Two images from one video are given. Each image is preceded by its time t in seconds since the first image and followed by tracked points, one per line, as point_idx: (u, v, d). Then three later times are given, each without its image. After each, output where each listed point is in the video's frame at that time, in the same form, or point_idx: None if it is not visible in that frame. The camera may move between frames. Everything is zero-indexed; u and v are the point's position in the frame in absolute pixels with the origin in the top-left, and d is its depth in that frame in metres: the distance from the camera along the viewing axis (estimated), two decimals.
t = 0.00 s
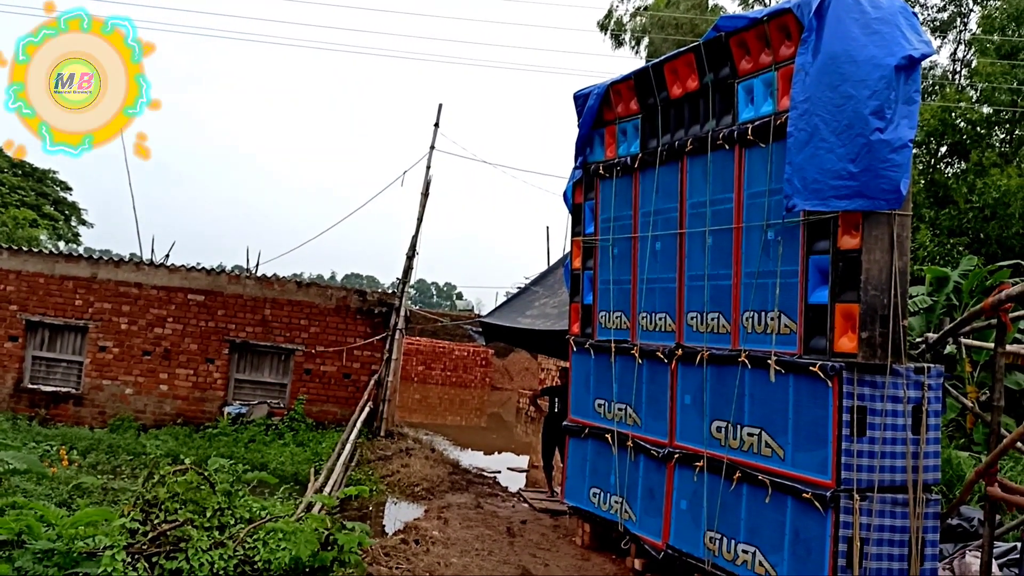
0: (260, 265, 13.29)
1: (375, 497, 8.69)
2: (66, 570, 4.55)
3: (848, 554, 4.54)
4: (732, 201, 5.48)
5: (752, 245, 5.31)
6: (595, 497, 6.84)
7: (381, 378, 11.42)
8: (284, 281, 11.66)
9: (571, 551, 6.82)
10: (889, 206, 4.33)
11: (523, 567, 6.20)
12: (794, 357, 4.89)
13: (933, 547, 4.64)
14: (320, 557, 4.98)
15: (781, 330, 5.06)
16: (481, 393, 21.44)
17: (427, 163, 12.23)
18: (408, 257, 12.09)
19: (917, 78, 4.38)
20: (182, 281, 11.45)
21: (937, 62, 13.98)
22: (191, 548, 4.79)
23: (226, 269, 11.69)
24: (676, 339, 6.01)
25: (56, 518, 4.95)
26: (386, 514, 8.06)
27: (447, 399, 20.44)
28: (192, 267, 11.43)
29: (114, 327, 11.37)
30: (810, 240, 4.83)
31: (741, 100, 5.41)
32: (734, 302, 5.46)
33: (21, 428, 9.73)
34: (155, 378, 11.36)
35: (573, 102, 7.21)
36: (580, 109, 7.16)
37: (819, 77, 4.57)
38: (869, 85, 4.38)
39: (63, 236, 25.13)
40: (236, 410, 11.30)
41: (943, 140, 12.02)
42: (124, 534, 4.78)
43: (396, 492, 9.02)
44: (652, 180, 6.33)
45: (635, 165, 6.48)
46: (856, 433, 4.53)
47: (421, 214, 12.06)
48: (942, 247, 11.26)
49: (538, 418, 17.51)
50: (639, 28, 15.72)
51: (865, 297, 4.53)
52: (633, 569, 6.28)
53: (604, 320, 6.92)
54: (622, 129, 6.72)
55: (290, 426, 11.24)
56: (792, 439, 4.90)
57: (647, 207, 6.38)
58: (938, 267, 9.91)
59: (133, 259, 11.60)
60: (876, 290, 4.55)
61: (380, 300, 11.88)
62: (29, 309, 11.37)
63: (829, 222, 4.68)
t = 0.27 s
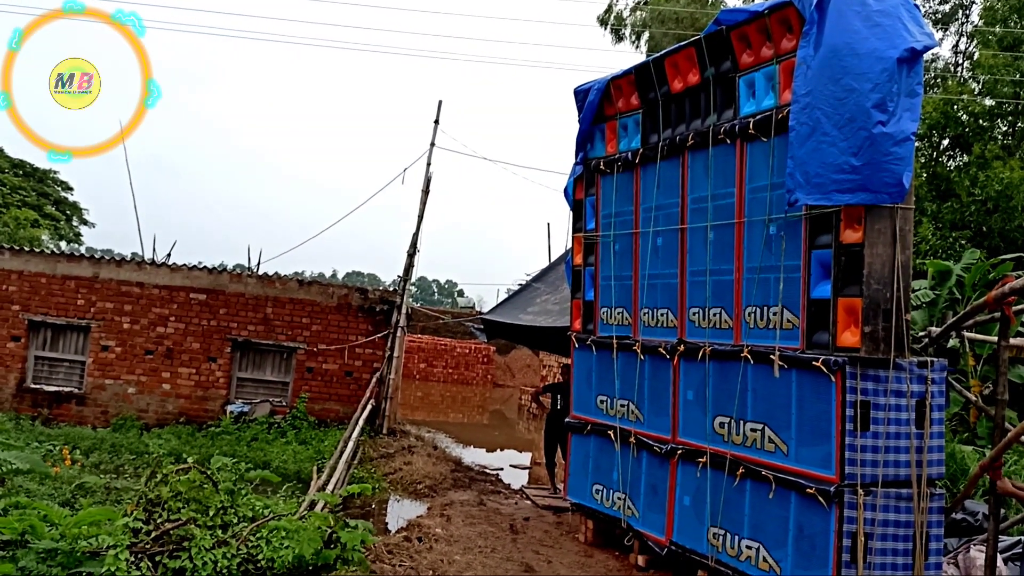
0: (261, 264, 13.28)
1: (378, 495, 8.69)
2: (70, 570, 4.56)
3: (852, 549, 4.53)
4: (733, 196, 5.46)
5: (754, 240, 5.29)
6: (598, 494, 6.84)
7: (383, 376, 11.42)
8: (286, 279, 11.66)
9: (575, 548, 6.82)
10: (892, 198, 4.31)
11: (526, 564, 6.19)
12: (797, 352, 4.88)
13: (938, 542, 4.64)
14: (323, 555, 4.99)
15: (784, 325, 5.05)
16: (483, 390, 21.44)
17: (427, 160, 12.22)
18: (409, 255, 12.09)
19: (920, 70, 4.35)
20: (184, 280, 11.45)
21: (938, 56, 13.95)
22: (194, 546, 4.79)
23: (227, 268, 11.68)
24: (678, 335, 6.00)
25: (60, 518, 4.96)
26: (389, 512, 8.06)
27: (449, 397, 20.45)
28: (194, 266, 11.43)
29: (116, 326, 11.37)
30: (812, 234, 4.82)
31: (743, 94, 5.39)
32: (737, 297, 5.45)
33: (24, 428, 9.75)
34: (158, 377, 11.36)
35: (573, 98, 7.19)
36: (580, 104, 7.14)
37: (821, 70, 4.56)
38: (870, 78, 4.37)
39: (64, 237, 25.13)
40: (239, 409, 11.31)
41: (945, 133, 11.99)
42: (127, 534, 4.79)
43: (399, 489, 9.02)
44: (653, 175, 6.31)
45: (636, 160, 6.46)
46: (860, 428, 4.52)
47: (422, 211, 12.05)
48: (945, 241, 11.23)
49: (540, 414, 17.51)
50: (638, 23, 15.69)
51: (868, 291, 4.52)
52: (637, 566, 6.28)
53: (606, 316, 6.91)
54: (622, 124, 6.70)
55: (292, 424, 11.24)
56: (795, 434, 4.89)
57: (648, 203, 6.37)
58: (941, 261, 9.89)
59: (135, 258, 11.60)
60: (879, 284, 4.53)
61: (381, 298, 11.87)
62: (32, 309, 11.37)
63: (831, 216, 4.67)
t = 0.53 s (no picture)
0: (261, 264, 13.28)
1: (378, 495, 8.70)
2: (70, 571, 4.57)
3: (852, 548, 4.54)
4: (732, 195, 5.47)
5: (753, 239, 5.30)
6: (598, 493, 6.85)
7: (382, 375, 11.42)
8: (285, 279, 11.66)
9: (574, 547, 6.83)
10: (891, 197, 4.34)
11: (526, 563, 6.20)
12: (796, 351, 4.89)
13: (938, 540, 4.65)
14: (323, 556, 5.01)
15: (783, 324, 5.06)
16: (483, 389, 21.45)
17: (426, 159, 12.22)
18: (408, 254, 12.09)
19: (919, 69, 4.36)
20: (183, 280, 11.45)
21: (937, 53, 13.97)
22: (194, 547, 4.80)
23: (226, 268, 11.68)
24: (677, 334, 6.01)
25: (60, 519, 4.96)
26: (389, 512, 8.07)
27: (448, 396, 20.48)
28: (193, 266, 11.43)
29: (116, 327, 11.37)
30: (811, 233, 4.83)
31: (741, 92, 5.40)
32: (736, 296, 5.46)
33: (24, 429, 9.75)
34: (158, 377, 11.37)
35: (572, 97, 7.20)
36: (579, 103, 7.15)
37: (819, 69, 4.56)
38: (869, 76, 4.37)
39: (63, 238, 25.11)
40: (238, 409, 11.31)
41: (943, 131, 12.00)
42: (127, 535, 4.80)
43: (399, 489, 9.03)
44: (651, 174, 6.32)
45: (634, 159, 6.47)
46: (860, 426, 4.53)
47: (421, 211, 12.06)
48: (944, 239, 11.23)
49: (539, 413, 17.53)
50: (637, 21, 15.69)
51: (867, 289, 4.53)
52: (637, 564, 6.29)
53: (605, 315, 6.92)
54: (621, 123, 6.71)
55: (292, 424, 11.25)
56: (795, 433, 4.90)
57: (647, 202, 6.38)
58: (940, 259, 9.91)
59: (134, 259, 11.60)
60: (878, 282, 4.54)
61: (380, 297, 11.88)
62: (32, 310, 11.38)
63: (830, 214, 4.68)
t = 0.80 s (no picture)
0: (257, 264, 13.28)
1: (375, 494, 8.71)
2: (67, 571, 4.58)
3: (847, 545, 4.56)
4: (727, 193, 5.49)
5: (747, 237, 5.32)
6: (594, 491, 6.87)
7: (379, 375, 11.43)
8: (281, 279, 11.66)
9: (571, 545, 6.85)
10: (885, 195, 4.35)
11: (523, 562, 6.22)
12: (790, 349, 4.91)
13: (933, 537, 4.68)
14: (319, 555, 5.03)
15: (777, 322, 5.08)
16: (480, 388, 21.47)
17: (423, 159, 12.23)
18: (405, 253, 12.10)
19: (912, 68, 4.38)
20: (179, 280, 11.45)
21: (931, 51, 14.02)
22: (191, 547, 4.82)
23: (223, 268, 11.68)
24: (672, 332, 6.03)
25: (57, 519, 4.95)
26: (386, 511, 8.08)
27: (445, 395, 20.49)
28: (189, 267, 11.43)
29: (112, 327, 11.36)
30: (805, 231, 4.85)
31: (735, 92, 5.42)
32: (730, 294, 5.48)
33: (21, 430, 9.74)
34: (154, 378, 11.36)
35: (567, 96, 7.21)
36: (574, 103, 7.16)
37: (813, 68, 4.58)
38: (862, 75, 4.40)
39: (59, 238, 25.07)
40: (235, 409, 11.31)
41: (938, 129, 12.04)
42: (124, 534, 4.81)
43: (396, 488, 9.05)
44: (646, 173, 6.34)
45: (629, 158, 6.48)
46: (854, 423, 4.55)
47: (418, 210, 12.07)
48: (939, 236, 11.27)
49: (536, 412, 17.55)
50: (633, 20, 15.71)
51: (861, 287, 4.55)
52: (633, 562, 6.31)
53: (601, 314, 6.93)
54: (616, 122, 6.73)
55: (288, 424, 11.26)
56: (789, 430, 4.92)
57: (642, 200, 6.39)
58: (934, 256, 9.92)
59: (130, 259, 11.59)
60: (872, 280, 4.57)
61: (377, 297, 11.89)
62: (28, 311, 11.36)
63: (824, 212, 4.70)
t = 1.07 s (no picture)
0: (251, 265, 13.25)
1: (371, 495, 8.70)
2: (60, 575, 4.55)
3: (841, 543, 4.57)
4: (720, 192, 5.50)
5: (741, 236, 5.33)
6: (590, 491, 6.87)
7: (374, 376, 11.41)
8: (275, 280, 11.63)
9: (566, 545, 6.84)
10: (878, 193, 4.35)
11: (518, 562, 6.21)
12: (784, 347, 4.91)
13: (927, 534, 4.69)
14: (314, 556, 5.00)
15: (771, 320, 5.08)
16: (475, 388, 21.44)
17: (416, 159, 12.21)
18: (399, 254, 12.08)
19: (904, 66, 4.39)
20: (173, 282, 11.41)
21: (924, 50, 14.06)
22: (184, 549, 4.80)
23: (216, 270, 11.65)
24: (667, 331, 6.03)
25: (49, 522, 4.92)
26: (381, 512, 8.07)
27: (441, 396, 20.47)
28: (183, 268, 11.39)
29: (106, 330, 11.32)
30: (798, 229, 4.85)
31: (728, 91, 5.43)
32: (724, 293, 5.49)
33: (14, 433, 9.70)
34: (148, 380, 11.32)
35: (561, 96, 7.21)
36: (568, 102, 7.16)
37: (805, 66, 4.59)
38: (854, 74, 4.40)
39: (53, 240, 24.98)
40: (230, 411, 11.28)
41: (932, 127, 12.07)
42: (117, 537, 4.80)
43: (391, 489, 9.03)
44: (640, 172, 6.34)
45: (623, 157, 6.48)
46: (848, 421, 4.56)
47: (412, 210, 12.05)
48: (933, 234, 11.29)
49: (532, 412, 17.53)
50: (626, 20, 15.73)
51: (855, 285, 4.55)
52: (628, 562, 6.31)
53: (596, 314, 6.93)
54: (609, 122, 6.73)
55: (283, 426, 11.22)
56: (784, 429, 4.92)
57: (636, 200, 6.39)
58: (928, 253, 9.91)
59: (124, 261, 11.55)
60: (865, 278, 4.57)
61: (371, 298, 11.86)
62: (21, 313, 11.32)
63: (817, 211, 4.70)
